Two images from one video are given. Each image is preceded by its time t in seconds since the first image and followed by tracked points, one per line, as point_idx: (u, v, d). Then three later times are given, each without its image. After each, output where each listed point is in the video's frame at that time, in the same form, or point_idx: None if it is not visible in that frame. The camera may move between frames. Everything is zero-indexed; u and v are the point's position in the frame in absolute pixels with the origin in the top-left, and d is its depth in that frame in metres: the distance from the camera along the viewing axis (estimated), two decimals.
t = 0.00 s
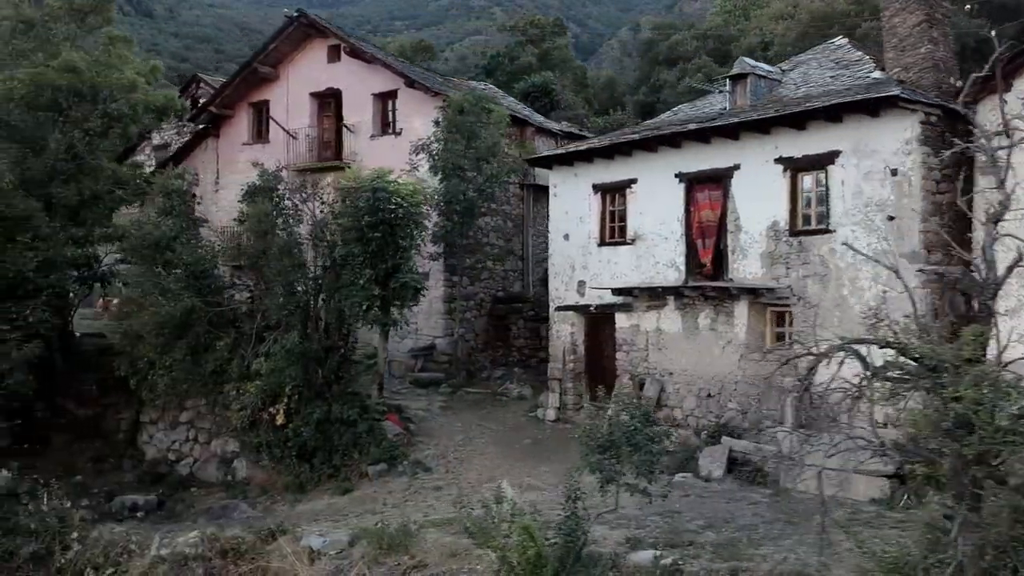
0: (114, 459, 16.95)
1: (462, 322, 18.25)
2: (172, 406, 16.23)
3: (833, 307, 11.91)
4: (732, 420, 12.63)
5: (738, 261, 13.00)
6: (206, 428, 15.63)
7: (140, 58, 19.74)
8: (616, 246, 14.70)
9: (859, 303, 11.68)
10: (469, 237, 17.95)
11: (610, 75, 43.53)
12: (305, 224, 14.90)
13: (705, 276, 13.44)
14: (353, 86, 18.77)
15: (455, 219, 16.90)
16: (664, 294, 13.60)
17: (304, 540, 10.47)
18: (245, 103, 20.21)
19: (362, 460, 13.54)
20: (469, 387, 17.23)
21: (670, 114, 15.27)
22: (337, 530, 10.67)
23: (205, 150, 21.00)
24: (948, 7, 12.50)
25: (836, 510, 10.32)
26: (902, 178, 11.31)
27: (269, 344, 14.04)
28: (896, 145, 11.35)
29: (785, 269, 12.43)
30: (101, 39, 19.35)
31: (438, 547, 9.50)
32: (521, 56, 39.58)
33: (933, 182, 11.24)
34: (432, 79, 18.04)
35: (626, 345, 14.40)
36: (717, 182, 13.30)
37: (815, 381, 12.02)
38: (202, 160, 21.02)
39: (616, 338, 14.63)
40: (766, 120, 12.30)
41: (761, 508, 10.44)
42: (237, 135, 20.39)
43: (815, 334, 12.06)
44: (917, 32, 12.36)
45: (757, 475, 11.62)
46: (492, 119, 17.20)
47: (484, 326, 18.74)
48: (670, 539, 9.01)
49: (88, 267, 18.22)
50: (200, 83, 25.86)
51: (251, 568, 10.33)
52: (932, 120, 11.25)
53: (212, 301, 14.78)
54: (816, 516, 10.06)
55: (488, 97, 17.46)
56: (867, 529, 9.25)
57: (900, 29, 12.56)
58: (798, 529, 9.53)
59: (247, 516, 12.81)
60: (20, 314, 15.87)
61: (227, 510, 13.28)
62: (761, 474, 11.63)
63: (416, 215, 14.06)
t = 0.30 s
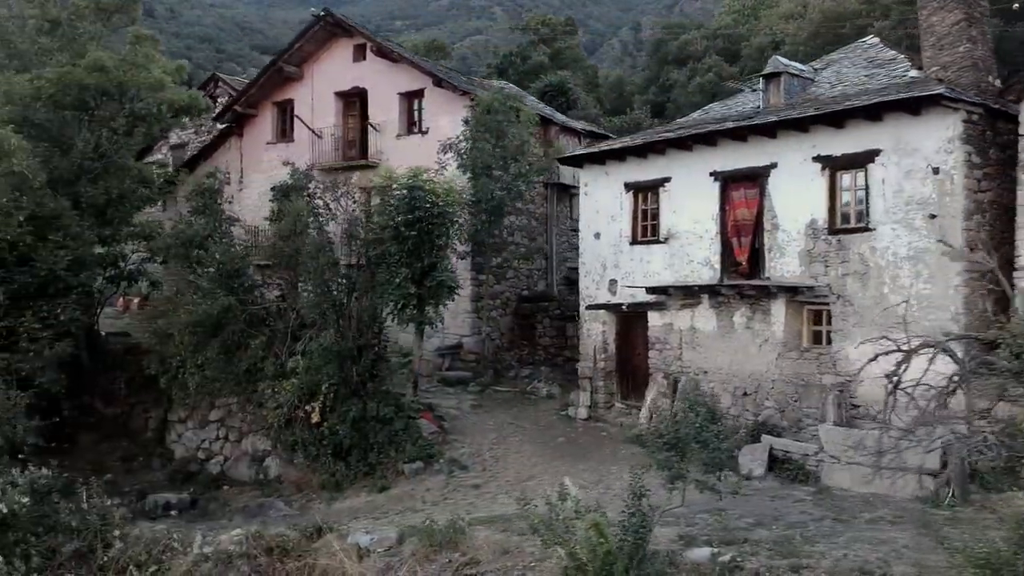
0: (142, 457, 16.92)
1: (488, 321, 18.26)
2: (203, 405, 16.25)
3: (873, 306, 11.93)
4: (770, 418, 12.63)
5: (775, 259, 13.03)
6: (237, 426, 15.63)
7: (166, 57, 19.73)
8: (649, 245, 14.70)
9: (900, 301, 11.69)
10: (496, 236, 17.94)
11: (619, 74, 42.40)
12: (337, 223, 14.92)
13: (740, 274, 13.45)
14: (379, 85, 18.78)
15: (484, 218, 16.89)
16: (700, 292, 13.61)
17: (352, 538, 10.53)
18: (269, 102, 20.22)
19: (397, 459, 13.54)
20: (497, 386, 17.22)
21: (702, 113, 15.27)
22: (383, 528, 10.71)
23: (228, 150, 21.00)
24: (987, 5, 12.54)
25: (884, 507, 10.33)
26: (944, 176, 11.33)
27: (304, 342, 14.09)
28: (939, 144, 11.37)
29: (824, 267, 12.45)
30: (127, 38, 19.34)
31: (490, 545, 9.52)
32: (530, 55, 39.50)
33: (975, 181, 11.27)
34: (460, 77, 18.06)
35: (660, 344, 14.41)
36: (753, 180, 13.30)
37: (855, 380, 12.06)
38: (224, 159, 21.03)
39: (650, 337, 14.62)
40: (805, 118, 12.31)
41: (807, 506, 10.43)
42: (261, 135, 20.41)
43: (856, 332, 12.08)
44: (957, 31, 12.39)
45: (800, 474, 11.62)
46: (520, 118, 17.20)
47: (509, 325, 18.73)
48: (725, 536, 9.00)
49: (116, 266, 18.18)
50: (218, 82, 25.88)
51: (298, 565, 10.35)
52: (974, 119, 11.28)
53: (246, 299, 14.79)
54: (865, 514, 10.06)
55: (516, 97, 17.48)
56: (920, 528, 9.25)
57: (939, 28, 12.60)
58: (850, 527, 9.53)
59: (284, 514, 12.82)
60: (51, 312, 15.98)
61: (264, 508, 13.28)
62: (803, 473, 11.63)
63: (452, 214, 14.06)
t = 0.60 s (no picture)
0: (172, 456, 16.91)
1: (514, 319, 18.27)
2: (233, 403, 16.28)
3: (914, 304, 11.97)
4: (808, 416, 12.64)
5: (812, 258, 13.06)
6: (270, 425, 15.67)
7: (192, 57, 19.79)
8: (682, 243, 14.72)
9: (941, 300, 11.72)
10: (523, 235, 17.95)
11: (627, 73, 42.00)
12: (369, 222, 14.96)
13: (776, 272, 13.46)
14: (405, 84, 18.80)
15: (513, 217, 16.89)
16: (736, 291, 13.64)
17: (399, 535, 10.59)
18: (294, 101, 20.27)
19: (433, 457, 13.52)
20: (525, 385, 17.22)
21: (733, 112, 15.31)
22: (431, 526, 10.75)
23: (251, 149, 21.03)
24: None
25: (930, 505, 10.33)
26: (986, 175, 11.36)
27: (340, 341, 14.12)
28: (981, 143, 11.39)
29: (863, 266, 12.48)
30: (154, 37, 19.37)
31: (542, 543, 9.55)
32: (542, 55, 39.46)
33: (1018, 180, 11.28)
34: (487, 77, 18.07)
35: (694, 342, 14.43)
36: (789, 178, 13.32)
37: (894, 378, 12.12)
38: (248, 158, 21.04)
39: (683, 336, 14.65)
40: (844, 117, 12.34)
41: (854, 504, 10.43)
42: (285, 134, 20.44)
43: (896, 331, 12.13)
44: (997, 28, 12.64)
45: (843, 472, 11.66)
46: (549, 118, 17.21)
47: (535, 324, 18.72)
48: (779, 534, 9.00)
49: (143, 265, 18.10)
50: (236, 82, 25.87)
51: (346, 563, 10.34)
52: (1017, 118, 11.30)
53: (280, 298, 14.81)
54: (913, 512, 10.07)
55: (545, 97, 17.51)
56: (972, 526, 9.26)
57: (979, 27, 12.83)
58: (900, 525, 9.52)
59: (322, 512, 12.81)
60: (82, 310, 16.02)
61: (300, 506, 13.27)
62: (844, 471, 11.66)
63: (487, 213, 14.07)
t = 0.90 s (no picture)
0: (202, 455, 16.92)
1: (542, 319, 18.29)
2: (264, 403, 16.30)
3: (955, 303, 12.02)
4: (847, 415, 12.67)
5: (849, 257, 13.12)
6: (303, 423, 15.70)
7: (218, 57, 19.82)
8: (715, 243, 14.75)
9: (983, 299, 11.76)
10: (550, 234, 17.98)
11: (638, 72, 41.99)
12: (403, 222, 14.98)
13: (812, 272, 13.50)
14: (432, 84, 18.82)
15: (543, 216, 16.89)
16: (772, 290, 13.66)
17: (448, 534, 10.65)
18: (319, 101, 20.30)
19: (470, 456, 13.54)
20: (555, 385, 17.25)
21: (766, 111, 15.33)
22: (479, 525, 10.82)
23: (276, 149, 21.06)
24: None
25: (979, 502, 10.34)
26: None
27: (376, 340, 14.16)
28: None
29: (902, 265, 12.52)
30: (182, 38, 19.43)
31: (595, 542, 9.59)
32: (555, 55, 39.47)
33: None
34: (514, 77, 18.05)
35: (729, 341, 14.45)
36: (826, 178, 13.36)
37: (935, 377, 12.20)
38: (272, 158, 21.08)
39: (717, 335, 14.68)
40: (884, 117, 12.37)
41: (901, 502, 10.43)
42: (310, 134, 20.47)
43: (937, 329, 12.18)
44: None
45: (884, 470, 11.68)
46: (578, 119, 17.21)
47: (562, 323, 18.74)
48: (834, 532, 9.05)
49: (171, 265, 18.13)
50: (256, 81, 25.86)
51: (394, 561, 10.30)
52: None
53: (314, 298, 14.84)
54: (961, 510, 10.07)
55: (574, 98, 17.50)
56: None
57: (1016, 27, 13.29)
58: (952, 523, 9.51)
59: (360, 510, 12.78)
60: (115, 310, 16.06)
61: (337, 505, 13.25)
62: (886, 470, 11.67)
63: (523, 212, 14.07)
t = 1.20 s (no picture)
0: (231, 454, 16.93)
1: (569, 318, 18.30)
2: (295, 402, 16.31)
3: (996, 302, 12.04)
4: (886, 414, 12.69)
5: (887, 257, 13.15)
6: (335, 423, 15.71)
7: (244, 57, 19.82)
8: (749, 242, 14.77)
9: None
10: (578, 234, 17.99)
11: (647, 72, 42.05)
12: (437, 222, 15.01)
13: (848, 271, 13.53)
14: (459, 84, 18.85)
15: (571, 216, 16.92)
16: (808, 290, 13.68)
17: (497, 533, 10.68)
18: (344, 101, 20.33)
19: (507, 456, 13.56)
20: (583, 384, 17.27)
21: (798, 111, 15.36)
22: (527, 525, 10.84)
23: (300, 148, 21.09)
24: None
25: None
26: None
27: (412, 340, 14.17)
28: None
29: (941, 265, 12.55)
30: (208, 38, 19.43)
31: (648, 541, 9.60)
32: (567, 55, 39.51)
33: None
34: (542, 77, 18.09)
35: (763, 340, 14.47)
36: (863, 178, 13.40)
37: (975, 376, 12.26)
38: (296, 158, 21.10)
39: (750, 335, 14.70)
40: (924, 116, 12.40)
41: (948, 501, 10.43)
42: (335, 134, 20.50)
43: (977, 329, 12.21)
44: None
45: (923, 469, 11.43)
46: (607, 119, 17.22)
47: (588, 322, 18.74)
48: (888, 530, 9.06)
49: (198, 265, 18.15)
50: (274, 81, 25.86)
51: (443, 560, 10.29)
52: None
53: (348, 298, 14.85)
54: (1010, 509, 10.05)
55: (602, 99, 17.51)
56: None
57: None
58: (1003, 522, 9.50)
59: (399, 509, 12.78)
60: (147, 309, 15.95)
61: (374, 503, 13.26)
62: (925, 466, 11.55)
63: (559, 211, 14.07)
